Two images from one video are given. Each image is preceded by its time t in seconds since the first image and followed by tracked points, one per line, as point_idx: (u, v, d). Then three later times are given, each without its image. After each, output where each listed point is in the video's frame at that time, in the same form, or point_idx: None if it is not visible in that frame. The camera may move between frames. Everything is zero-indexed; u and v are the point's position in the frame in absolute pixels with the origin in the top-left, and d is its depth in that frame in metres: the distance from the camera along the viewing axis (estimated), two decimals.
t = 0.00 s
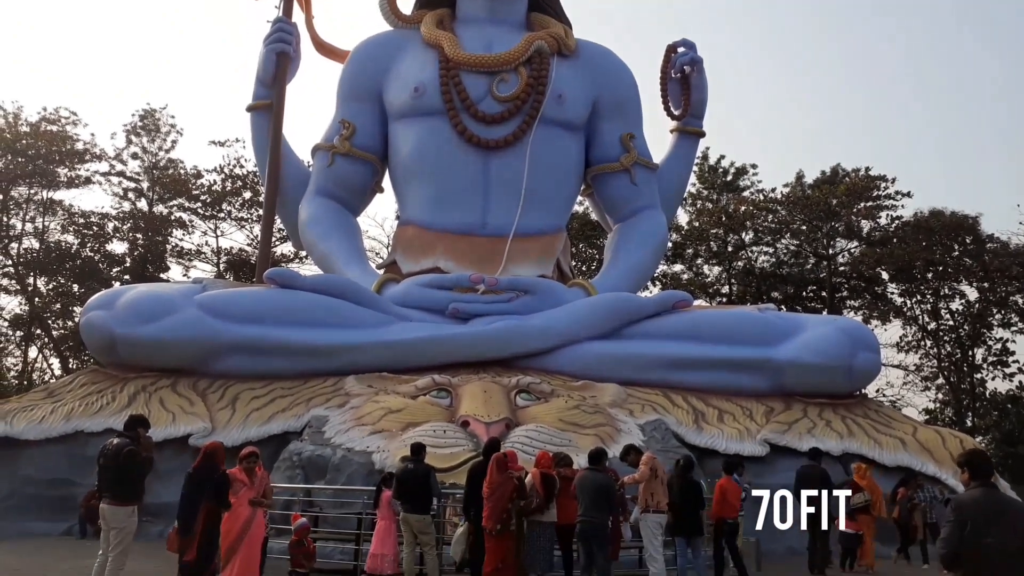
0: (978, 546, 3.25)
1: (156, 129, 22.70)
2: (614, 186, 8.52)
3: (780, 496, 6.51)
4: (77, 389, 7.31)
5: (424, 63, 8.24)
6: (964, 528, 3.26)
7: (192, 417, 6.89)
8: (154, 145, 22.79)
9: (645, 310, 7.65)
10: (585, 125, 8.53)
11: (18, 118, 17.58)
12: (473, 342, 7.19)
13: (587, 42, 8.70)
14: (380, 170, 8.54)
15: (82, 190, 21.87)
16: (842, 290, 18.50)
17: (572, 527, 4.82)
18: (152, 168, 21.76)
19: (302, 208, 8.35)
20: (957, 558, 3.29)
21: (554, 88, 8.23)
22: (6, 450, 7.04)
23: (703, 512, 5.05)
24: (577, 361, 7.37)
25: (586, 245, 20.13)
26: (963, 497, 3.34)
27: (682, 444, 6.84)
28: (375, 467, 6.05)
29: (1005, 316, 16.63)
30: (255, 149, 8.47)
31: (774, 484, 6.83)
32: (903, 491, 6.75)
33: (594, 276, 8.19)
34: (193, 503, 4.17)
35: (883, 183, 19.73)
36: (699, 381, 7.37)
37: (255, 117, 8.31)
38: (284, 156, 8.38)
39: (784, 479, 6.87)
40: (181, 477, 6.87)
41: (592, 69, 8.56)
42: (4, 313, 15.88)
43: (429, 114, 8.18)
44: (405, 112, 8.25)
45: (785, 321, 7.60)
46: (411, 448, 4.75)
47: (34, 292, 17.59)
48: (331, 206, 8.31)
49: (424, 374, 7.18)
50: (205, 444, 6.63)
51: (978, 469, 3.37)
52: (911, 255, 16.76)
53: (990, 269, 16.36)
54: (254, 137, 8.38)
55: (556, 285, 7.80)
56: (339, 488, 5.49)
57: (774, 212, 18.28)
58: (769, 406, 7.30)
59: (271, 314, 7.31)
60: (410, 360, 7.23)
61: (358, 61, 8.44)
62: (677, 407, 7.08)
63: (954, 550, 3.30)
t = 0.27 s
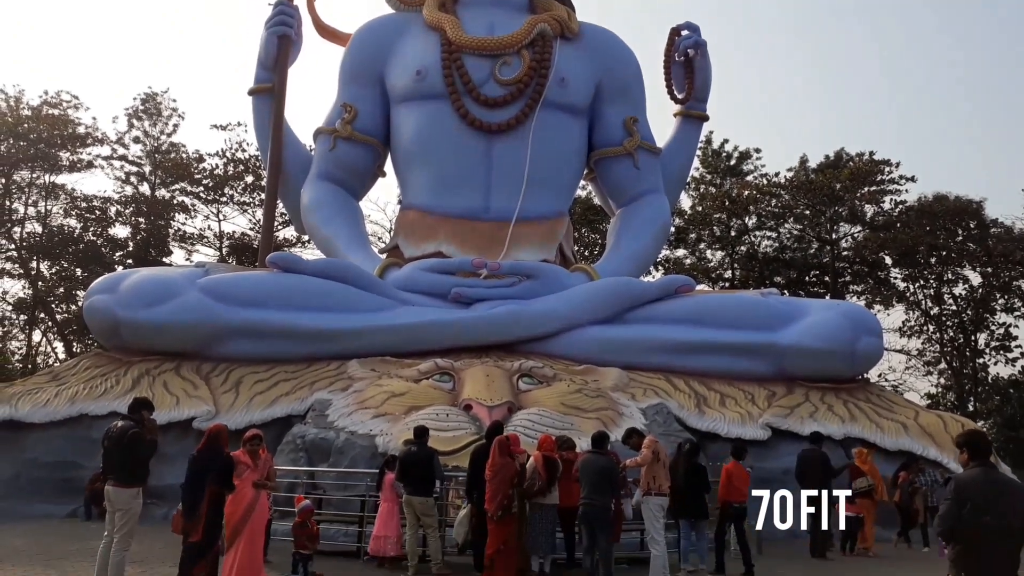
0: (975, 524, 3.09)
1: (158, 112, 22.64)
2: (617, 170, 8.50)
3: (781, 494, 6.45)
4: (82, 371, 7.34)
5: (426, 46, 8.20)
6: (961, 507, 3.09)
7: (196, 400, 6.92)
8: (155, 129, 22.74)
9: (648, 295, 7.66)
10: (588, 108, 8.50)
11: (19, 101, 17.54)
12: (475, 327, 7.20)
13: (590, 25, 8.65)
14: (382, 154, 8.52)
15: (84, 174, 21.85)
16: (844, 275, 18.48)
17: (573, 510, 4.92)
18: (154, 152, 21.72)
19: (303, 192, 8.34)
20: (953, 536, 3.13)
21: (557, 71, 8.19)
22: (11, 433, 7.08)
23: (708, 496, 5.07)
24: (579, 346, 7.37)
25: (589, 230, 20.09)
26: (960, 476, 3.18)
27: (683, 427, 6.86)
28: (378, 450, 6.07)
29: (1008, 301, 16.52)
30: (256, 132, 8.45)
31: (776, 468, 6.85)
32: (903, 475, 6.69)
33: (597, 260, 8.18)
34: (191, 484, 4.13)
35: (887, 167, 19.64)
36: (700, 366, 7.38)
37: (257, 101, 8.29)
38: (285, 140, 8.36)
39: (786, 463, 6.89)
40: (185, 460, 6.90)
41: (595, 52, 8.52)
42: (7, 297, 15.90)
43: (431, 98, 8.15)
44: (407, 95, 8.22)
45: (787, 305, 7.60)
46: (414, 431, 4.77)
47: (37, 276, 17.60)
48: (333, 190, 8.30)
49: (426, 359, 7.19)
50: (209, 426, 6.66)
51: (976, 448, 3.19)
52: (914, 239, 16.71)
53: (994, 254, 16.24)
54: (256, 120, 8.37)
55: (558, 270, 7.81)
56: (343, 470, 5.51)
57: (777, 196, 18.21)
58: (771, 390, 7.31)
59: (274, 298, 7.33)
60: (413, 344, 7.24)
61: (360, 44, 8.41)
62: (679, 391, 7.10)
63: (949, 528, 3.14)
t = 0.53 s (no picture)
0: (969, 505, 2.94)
1: (157, 94, 22.55)
2: (618, 154, 8.48)
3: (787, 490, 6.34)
4: (82, 353, 7.35)
5: (427, 27, 8.16)
6: (956, 487, 2.94)
7: (196, 382, 6.93)
8: (155, 111, 22.65)
9: (648, 279, 7.67)
10: (590, 91, 8.47)
11: (18, 82, 17.46)
12: (475, 310, 7.21)
13: (592, 6, 8.61)
14: (383, 136, 8.50)
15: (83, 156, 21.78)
16: (845, 260, 18.46)
17: (574, 492, 4.91)
18: (154, 133, 21.64)
19: (303, 174, 8.33)
20: (944, 516, 2.99)
21: (559, 53, 8.16)
22: (12, 415, 7.09)
23: (710, 478, 5.14)
24: (580, 329, 7.38)
25: (590, 213, 20.05)
26: (952, 458, 3.03)
27: (683, 411, 6.88)
28: (378, 433, 6.09)
29: (1009, 287, 16.48)
30: (256, 114, 8.42)
31: (775, 452, 6.88)
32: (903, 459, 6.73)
33: (598, 244, 8.19)
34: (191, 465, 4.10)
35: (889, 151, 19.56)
36: (700, 350, 7.39)
37: (257, 82, 8.27)
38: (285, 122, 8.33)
39: (785, 447, 6.92)
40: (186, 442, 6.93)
41: (597, 34, 8.48)
42: (8, 279, 15.90)
43: (432, 79, 8.12)
44: (408, 77, 8.19)
45: (787, 290, 7.60)
46: (414, 414, 4.78)
47: (37, 258, 17.58)
48: (333, 173, 8.29)
49: (426, 342, 7.20)
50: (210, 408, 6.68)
51: (968, 430, 3.05)
52: (916, 224, 16.68)
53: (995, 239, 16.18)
54: (256, 102, 8.34)
55: (558, 253, 7.80)
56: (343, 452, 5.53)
57: (779, 180, 18.16)
58: (771, 374, 7.32)
59: (274, 281, 7.33)
60: (413, 327, 7.25)
61: (361, 25, 8.37)
62: (679, 375, 7.11)
63: (942, 509, 2.99)
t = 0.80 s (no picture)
0: (957, 489, 2.92)
1: (155, 77, 22.46)
2: (619, 138, 8.47)
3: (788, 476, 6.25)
4: (82, 336, 7.37)
5: (427, 10, 8.12)
6: (945, 472, 2.92)
7: (196, 365, 6.95)
8: (153, 94, 22.56)
9: (648, 264, 7.68)
10: (590, 75, 8.44)
11: (15, 65, 17.39)
12: (474, 294, 7.22)
13: None
14: (382, 119, 8.48)
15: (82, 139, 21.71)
16: (845, 245, 18.44)
17: (572, 476, 4.93)
18: (152, 117, 21.57)
19: (302, 158, 8.31)
20: (933, 501, 2.97)
21: (559, 36, 8.12)
22: (12, 398, 7.11)
23: (711, 464, 5.17)
24: (578, 314, 7.39)
25: (589, 198, 20.01)
26: (940, 443, 3.01)
27: (681, 395, 6.90)
28: (377, 416, 6.11)
29: (1008, 273, 16.45)
30: (255, 97, 8.40)
31: (773, 436, 6.90)
32: (899, 444, 6.79)
33: (597, 229, 8.19)
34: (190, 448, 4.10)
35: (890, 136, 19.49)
36: (699, 335, 7.40)
37: (256, 65, 8.24)
38: (284, 105, 8.31)
39: (783, 432, 6.93)
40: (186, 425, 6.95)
41: (598, 18, 8.44)
42: (7, 262, 15.89)
43: (431, 63, 8.08)
44: (407, 60, 8.15)
45: (787, 275, 7.61)
46: (414, 397, 4.79)
47: (36, 241, 17.56)
48: (333, 156, 8.28)
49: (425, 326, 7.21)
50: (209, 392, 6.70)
51: (956, 417, 3.04)
52: (915, 209, 16.66)
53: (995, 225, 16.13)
54: (255, 85, 8.31)
55: (557, 238, 7.81)
56: (343, 436, 5.56)
57: (779, 165, 18.13)
58: (770, 359, 7.34)
59: (273, 265, 7.33)
60: (412, 312, 7.26)
61: (360, 8, 8.33)
62: (677, 360, 7.13)
63: (931, 494, 2.96)
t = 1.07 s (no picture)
0: (944, 474, 2.93)
1: (153, 60, 22.35)
2: (619, 122, 8.45)
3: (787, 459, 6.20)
4: (82, 321, 7.38)
5: None
6: (933, 458, 2.92)
7: (197, 349, 6.96)
8: (151, 77, 22.46)
9: (648, 249, 7.68)
10: (591, 58, 8.41)
11: (13, 48, 17.30)
12: (474, 279, 7.22)
13: None
14: (382, 103, 8.45)
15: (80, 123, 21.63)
16: (845, 230, 18.41)
17: (570, 459, 4.97)
18: (150, 100, 21.48)
19: (302, 141, 8.29)
20: (920, 486, 2.98)
21: (559, 19, 8.09)
22: (13, 382, 7.12)
23: (711, 447, 5.19)
24: (578, 299, 7.40)
25: (590, 182, 19.96)
26: (924, 429, 3.02)
27: (680, 379, 6.91)
28: (378, 400, 6.12)
29: (1008, 258, 16.42)
30: (254, 81, 8.37)
31: (772, 420, 6.93)
32: (898, 427, 6.74)
33: (598, 213, 8.18)
34: (188, 432, 4.12)
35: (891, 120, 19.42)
36: (698, 319, 7.41)
37: (255, 48, 8.21)
38: (283, 89, 8.29)
39: (782, 416, 6.96)
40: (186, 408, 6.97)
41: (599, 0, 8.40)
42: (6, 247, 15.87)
43: (431, 46, 8.05)
44: (407, 43, 8.12)
45: (787, 260, 7.61)
46: (414, 380, 4.80)
47: (36, 226, 17.54)
48: (332, 140, 8.25)
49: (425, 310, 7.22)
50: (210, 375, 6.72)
51: (938, 402, 3.04)
52: (916, 193, 16.63)
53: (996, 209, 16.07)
54: (254, 68, 8.29)
55: (557, 222, 7.80)
56: (344, 419, 5.58)
57: (780, 149, 18.07)
58: (769, 343, 7.35)
59: (273, 249, 7.33)
60: (412, 296, 7.26)
61: None
62: (677, 344, 7.14)
63: (918, 480, 2.96)
